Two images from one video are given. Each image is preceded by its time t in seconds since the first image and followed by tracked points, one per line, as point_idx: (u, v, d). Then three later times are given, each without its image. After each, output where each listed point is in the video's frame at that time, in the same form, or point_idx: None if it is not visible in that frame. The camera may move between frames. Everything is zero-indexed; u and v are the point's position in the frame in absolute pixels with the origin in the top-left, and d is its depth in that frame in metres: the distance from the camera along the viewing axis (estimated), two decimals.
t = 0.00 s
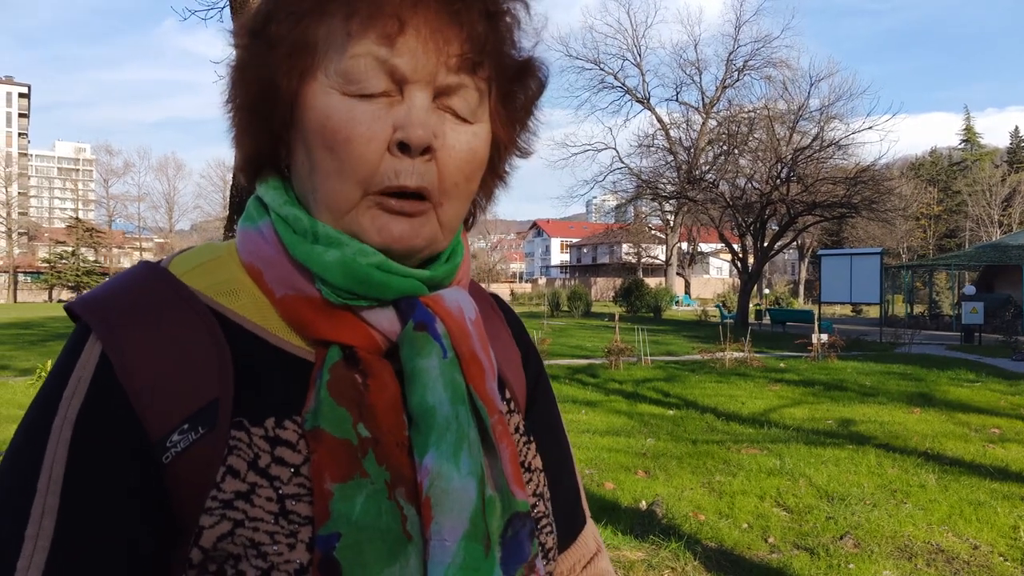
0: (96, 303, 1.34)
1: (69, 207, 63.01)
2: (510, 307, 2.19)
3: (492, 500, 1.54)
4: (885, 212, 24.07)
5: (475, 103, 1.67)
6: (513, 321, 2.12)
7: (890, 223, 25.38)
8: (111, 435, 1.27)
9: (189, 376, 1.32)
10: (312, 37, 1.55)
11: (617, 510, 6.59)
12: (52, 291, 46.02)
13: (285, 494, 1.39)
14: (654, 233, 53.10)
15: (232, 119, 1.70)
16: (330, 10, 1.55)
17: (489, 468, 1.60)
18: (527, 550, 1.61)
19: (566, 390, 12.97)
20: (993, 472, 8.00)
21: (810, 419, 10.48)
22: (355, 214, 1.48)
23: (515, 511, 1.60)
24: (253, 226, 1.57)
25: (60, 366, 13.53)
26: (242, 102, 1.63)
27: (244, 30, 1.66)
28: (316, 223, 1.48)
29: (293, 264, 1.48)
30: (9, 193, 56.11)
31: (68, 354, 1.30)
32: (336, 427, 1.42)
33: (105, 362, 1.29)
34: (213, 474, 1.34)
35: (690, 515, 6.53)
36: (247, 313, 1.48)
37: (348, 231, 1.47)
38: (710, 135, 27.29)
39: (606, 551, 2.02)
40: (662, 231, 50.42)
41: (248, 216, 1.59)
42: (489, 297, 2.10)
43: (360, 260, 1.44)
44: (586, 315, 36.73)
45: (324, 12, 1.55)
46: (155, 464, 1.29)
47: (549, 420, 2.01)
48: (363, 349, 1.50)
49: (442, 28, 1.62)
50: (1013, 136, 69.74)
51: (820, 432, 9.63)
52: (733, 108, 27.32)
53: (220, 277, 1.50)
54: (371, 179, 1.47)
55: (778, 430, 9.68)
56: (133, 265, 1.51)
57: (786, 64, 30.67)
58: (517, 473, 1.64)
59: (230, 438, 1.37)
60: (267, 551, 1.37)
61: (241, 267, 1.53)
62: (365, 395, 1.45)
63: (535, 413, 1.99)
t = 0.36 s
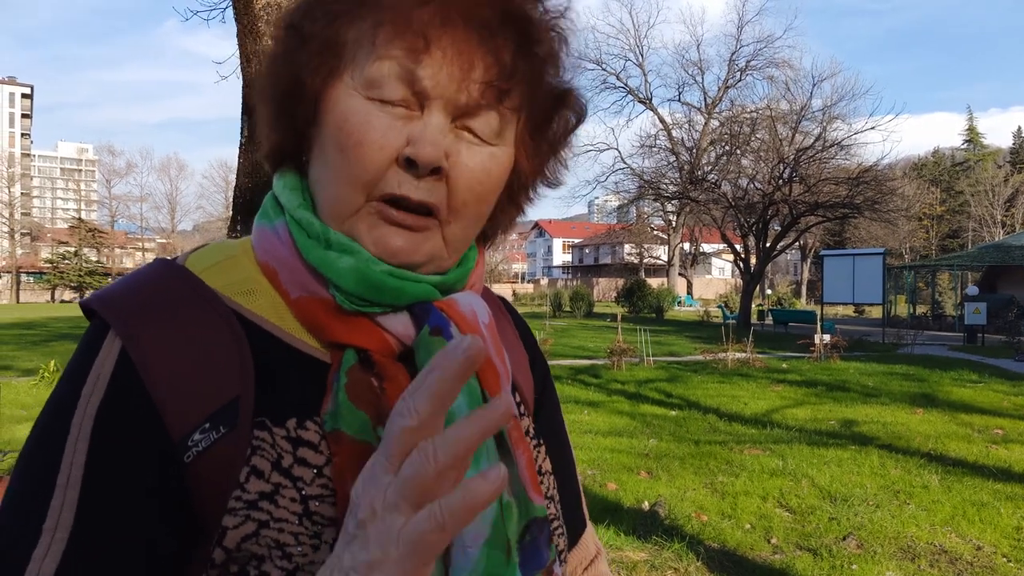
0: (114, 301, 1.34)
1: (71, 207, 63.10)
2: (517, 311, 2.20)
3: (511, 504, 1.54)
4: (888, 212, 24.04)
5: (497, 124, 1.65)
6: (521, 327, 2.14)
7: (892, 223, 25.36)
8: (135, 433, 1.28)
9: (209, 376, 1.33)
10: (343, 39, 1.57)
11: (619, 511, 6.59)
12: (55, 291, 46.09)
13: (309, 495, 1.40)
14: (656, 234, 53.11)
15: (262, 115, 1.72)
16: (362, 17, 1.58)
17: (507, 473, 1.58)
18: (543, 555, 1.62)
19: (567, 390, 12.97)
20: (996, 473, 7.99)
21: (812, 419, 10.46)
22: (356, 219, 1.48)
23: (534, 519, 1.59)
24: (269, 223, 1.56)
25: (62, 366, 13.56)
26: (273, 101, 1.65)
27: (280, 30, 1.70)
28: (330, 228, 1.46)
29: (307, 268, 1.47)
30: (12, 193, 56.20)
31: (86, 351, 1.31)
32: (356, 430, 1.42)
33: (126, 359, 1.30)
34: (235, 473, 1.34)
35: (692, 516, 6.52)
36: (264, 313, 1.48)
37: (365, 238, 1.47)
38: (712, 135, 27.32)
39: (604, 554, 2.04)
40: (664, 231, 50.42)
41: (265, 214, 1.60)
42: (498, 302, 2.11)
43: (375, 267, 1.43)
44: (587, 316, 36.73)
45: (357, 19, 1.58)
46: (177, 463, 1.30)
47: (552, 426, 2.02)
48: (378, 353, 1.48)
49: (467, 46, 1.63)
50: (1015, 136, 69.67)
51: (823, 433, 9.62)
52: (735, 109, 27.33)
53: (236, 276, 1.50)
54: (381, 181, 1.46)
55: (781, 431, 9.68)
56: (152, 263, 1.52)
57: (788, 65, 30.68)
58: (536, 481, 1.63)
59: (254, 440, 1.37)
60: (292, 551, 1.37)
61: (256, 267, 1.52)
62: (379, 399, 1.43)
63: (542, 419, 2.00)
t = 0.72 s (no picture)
0: (132, 298, 1.36)
1: (73, 208, 63.30)
2: (543, 315, 2.22)
3: (524, 520, 1.57)
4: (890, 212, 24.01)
5: (529, 144, 1.66)
6: (548, 332, 2.15)
7: (894, 223, 25.34)
8: (139, 438, 1.28)
9: (215, 388, 1.32)
10: (376, 40, 1.58)
11: (621, 510, 6.60)
12: (57, 291, 46.09)
13: (314, 504, 1.41)
14: (658, 233, 53.07)
15: (295, 109, 1.72)
16: (401, 21, 1.58)
17: (521, 486, 1.62)
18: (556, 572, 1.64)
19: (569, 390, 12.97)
20: (999, 473, 7.97)
21: (815, 419, 10.45)
22: (382, 224, 1.48)
23: (547, 536, 1.62)
24: (296, 220, 1.58)
25: (64, 367, 13.58)
26: (304, 100, 1.66)
27: (315, 29, 1.70)
28: (354, 232, 1.47)
29: (330, 270, 1.49)
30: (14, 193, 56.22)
31: (102, 348, 1.32)
32: (367, 439, 1.43)
33: (136, 362, 1.30)
34: (236, 483, 1.34)
35: (694, 516, 6.52)
36: (285, 314, 1.49)
37: (387, 244, 1.48)
38: (714, 135, 27.35)
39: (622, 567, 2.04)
40: (666, 231, 50.39)
41: (292, 210, 1.61)
42: (524, 305, 2.13)
43: (398, 275, 1.45)
44: (589, 316, 36.73)
45: (395, 22, 1.58)
46: (177, 468, 1.30)
47: (574, 436, 2.03)
48: (397, 359, 1.51)
49: (504, 64, 1.62)
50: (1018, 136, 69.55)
51: (825, 433, 9.60)
52: (738, 108, 27.34)
53: (261, 275, 1.51)
54: (406, 192, 1.47)
55: (783, 431, 9.67)
56: (174, 258, 1.52)
57: (791, 64, 30.68)
58: (550, 497, 1.66)
59: (259, 448, 1.37)
60: (293, 560, 1.38)
61: (281, 265, 1.54)
62: (397, 405, 1.47)
63: (565, 430, 2.01)
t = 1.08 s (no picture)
0: (138, 305, 1.38)
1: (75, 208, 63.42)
2: (555, 328, 2.24)
3: (516, 547, 1.58)
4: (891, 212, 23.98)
5: (537, 157, 1.68)
6: (559, 346, 2.18)
7: (895, 223, 25.33)
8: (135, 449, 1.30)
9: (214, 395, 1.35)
10: (387, 50, 1.60)
11: (620, 511, 6.62)
12: (58, 292, 46.15)
13: (304, 524, 1.43)
14: (660, 234, 53.02)
15: (307, 117, 1.74)
16: (411, 30, 1.60)
17: (517, 515, 1.64)
18: None
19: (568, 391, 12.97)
20: (998, 474, 7.97)
21: (815, 420, 10.44)
22: (387, 238, 1.50)
23: (539, 566, 1.63)
24: (305, 229, 1.60)
25: (64, 368, 13.61)
26: (315, 108, 1.69)
27: (325, 38, 1.72)
28: (361, 246, 1.49)
29: (335, 284, 1.51)
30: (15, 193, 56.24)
31: (105, 354, 1.35)
32: (361, 460, 1.44)
33: (137, 373, 1.32)
34: (228, 499, 1.36)
35: (693, 517, 6.53)
36: (290, 328, 1.51)
37: (392, 260, 1.49)
38: (715, 135, 27.35)
39: None
40: (668, 231, 50.36)
41: (302, 218, 1.63)
42: (535, 317, 2.15)
43: (401, 291, 1.46)
44: (590, 316, 36.74)
45: (405, 29, 1.60)
46: (171, 483, 1.32)
47: (579, 455, 2.05)
48: (397, 376, 1.52)
49: (514, 76, 1.63)
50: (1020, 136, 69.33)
51: (825, 435, 9.60)
52: (739, 108, 27.34)
53: (266, 286, 1.53)
54: (413, 206, 1.49)
55: (783, 431, 9.68)
56: (182, 265, 1.55)
57: (792, 64, 30.66)
58: (544, 527, 1.67)
59: (252, 465, 1.40)
60: None
61: (288, 275, 1.56)
62: (394, 424, 1.48)
63: (569, 448, 2.03)
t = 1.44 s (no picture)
0: (140, 315, 1.40)
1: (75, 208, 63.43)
2: (560, 335, 2.26)
3: (513, 562, 1.60)
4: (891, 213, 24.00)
5: (541, 166, 1.70)
6: (564, 354, 2.20)
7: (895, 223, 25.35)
8: (136, 461, 1.33)
9: (215, 405, 1.37)
10: (390, 62, 1.61)
11: (620, 511, 6.65)
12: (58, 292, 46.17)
13: (301, 537, 1.46)
14: (660, 234, 53.04)
15: (311, 127, 1.76)
16: (414, 40, 1.62)
17: (515, 533, 1.65)
18: None
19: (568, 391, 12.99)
20: (996, 475, 7.99)
21: (814, 420, 10.46)
22: (389, 250, 1.51)
23: None
24: (309, 240, 1.62)
25: (65, 368, 13.64)
26: (318, 119, 1.71)
27: (329, 48, 1.74)
28: (363, 257, 1.51)
29: (338, 295, 1.53)
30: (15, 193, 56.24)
31: (107, 364, 1.37)
32: (359, 475, 1.46)
33: (138, 384, 1.34)
34: (226, 510, 1.39)
35: (692, 517, 6.55)
36: (293, 340, 1.53)
37: (396, 271, 1.51)
38: (715, 135, 27.37)
39: None
40: (668, 231, 50.34)
41: (307, 227, 1.65)
42: (540, 323, 2.17)
43: (403, 304, 1.48)
44: (590, 316, 36.77)
45: (409, 41, 1.62)
46: (170, 494, 1.35)
47: (583, 465, 2.08)
48: (398, 389, 1.54)
49: (517, 88, 1.64)
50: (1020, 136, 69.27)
51: (824, 435, 9.63)
52: (739, 109, 27.35)
53: (268, 297, 1.55)
54: (416, 219, 1.51)
55: (782, 432, 9.72)
56: (186, 275, 1.56)
57: (792, 64, 30.67)
58: (542, 545, 1.69)
59: (250, 478, 1.43)
60: None
61: (291, 285, 1.58)
62: (392, 440, 1.50)
63: (571, 458, 2.06)
